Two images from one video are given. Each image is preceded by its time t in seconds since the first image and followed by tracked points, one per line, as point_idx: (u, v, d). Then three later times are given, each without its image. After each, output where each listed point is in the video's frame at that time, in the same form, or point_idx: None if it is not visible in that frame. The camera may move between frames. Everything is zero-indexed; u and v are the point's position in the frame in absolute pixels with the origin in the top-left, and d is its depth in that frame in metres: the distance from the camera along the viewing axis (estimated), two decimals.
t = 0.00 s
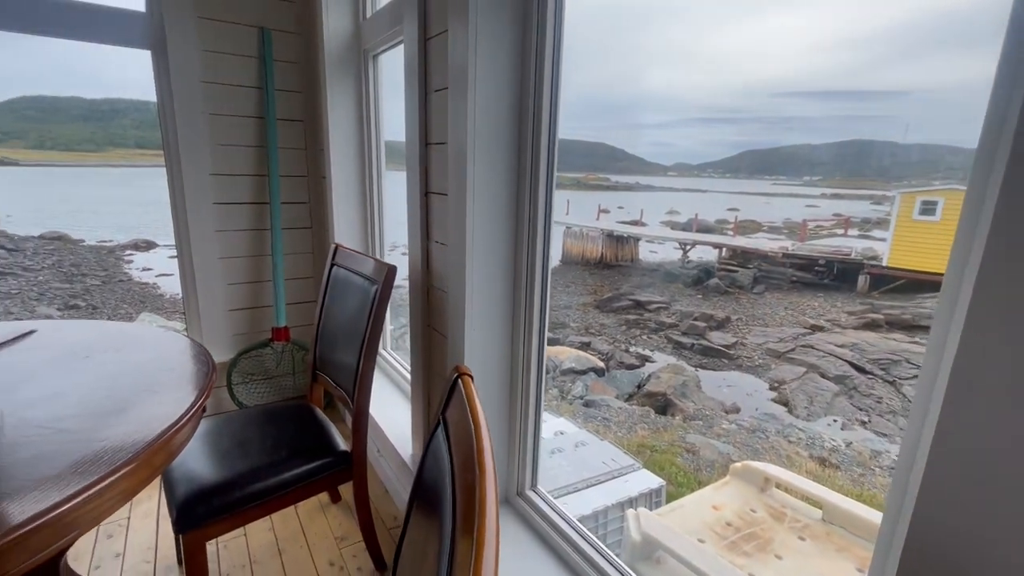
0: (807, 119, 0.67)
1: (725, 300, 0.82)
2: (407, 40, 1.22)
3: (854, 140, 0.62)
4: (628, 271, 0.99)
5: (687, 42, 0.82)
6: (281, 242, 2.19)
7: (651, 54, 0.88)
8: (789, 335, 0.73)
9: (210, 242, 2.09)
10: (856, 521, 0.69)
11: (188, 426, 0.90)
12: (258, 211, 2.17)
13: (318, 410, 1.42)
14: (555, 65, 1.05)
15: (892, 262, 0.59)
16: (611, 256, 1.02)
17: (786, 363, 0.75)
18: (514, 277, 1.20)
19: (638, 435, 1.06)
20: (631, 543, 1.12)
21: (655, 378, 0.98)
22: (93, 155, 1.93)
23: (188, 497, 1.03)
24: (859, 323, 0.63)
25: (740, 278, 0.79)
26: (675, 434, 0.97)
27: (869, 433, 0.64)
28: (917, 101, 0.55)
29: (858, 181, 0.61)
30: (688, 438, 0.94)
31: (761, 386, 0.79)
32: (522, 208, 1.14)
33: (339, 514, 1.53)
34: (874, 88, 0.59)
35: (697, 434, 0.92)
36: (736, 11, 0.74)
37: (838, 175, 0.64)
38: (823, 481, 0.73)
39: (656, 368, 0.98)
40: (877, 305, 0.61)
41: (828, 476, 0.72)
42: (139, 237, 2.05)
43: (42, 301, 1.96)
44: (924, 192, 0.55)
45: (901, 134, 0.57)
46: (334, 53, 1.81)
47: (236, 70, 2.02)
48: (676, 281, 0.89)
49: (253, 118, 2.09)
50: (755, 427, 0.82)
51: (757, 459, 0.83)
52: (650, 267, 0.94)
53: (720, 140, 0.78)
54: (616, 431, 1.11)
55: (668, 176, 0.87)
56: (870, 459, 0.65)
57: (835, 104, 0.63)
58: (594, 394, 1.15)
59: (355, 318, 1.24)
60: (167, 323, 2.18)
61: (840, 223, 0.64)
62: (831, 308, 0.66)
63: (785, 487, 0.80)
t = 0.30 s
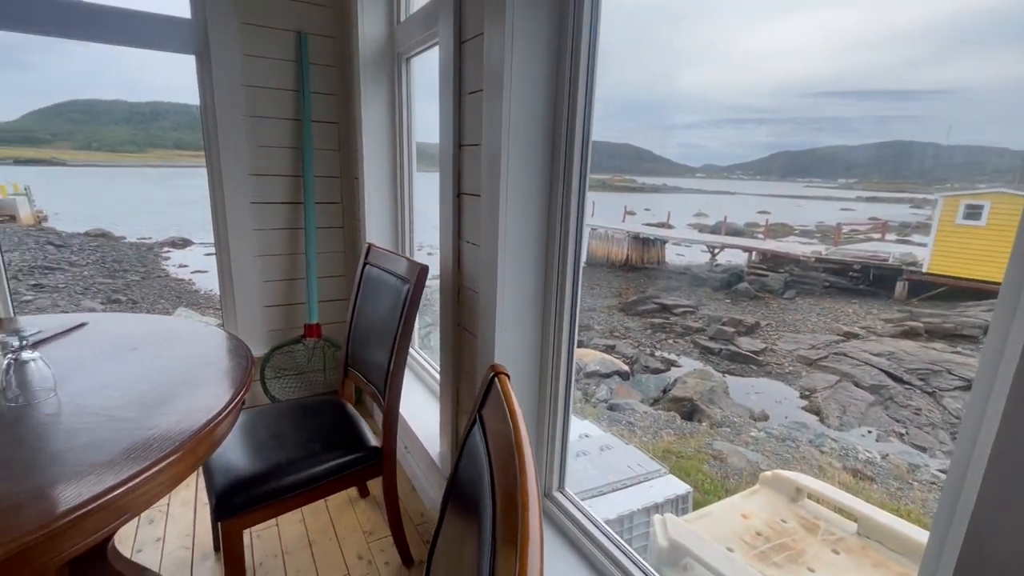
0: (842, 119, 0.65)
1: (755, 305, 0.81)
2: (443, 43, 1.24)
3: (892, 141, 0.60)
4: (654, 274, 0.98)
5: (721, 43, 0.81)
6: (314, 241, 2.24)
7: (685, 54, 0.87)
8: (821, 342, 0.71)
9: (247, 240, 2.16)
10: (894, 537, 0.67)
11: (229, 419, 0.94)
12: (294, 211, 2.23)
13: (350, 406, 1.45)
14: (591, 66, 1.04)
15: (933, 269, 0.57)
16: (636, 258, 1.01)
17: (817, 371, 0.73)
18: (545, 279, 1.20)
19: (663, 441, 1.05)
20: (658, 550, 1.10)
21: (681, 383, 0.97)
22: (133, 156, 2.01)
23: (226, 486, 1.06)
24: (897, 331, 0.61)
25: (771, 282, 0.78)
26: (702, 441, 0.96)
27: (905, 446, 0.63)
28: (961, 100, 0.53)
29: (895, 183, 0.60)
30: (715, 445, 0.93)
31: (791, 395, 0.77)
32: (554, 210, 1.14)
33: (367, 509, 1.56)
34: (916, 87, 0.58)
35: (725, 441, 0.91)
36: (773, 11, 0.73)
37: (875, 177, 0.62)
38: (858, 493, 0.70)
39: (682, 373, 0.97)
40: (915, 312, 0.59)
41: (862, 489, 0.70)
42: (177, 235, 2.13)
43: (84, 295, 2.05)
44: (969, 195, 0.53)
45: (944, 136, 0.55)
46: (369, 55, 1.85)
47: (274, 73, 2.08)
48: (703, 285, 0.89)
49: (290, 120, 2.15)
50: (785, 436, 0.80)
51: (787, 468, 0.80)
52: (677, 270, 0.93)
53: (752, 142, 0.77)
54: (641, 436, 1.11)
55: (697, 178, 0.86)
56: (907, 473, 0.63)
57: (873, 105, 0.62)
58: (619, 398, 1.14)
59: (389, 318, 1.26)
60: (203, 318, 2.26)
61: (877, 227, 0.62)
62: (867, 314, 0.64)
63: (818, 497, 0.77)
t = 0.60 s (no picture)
0: (880, 119, 0.63)
1: (785, 311, 0.79)
2: (475, 45, 1.25)
3: (934, 143, 0.58)
4: (681, 277, 0.98)
5: (755, 43, 0.79)
6: (344, 241, 2.29)
7: (719, 54, 0.86)
8: (855, 350, 0.70)
9: (281, 238, 2.22)
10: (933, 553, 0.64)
11: (264, 413, 0.96)
12: (325, 211, 2.28)
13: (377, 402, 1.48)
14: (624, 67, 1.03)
15: (976, 276, 0.55)
16: (662, 261, 1.02)
17: (850, 380, 0.71)
18: (574, 281, 1.19)
19: (689, 446, 1.04)
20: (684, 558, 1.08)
21: (708, 389, 0.96)
22: (170, 157, 2.09)
23: (260, 477, 1.10)
24: (937, 340, 0.59)
25: (802, 287, 0.76)
26: (728, 448, 0.94)
27: (945, 460, 0.61)
28: (1010, 99, 0.52)
29: (936, 187, 0.58)
30: (743, 452, 0.92)
31: (822, 404, 0.75)
32: (584, 212, 1.13)
33: (392, 505, 1.58)
34: (963, 86, 0.56)
35: (752, 448, 0.89)
36: (809, 9, 0.71)
37: (913, 180, 0.60)
38: (894, 507, 0.68)
39: (709, 379, 0.96)
40: (957, 321, 0.57)
41: (898, 503, 0.68)
42: (210, 233, 2.21)
43: (127, 290, 2.13)
44: (1016, 200, 0.51)
45: (990, 137, 0.53)
46: (401, 58, 1.88)
47: (309, 77, 2.13)
48: (731, 289, 0.88)
49: (324, 122, 2.20)
50: (815, 445, 0.77)
51: (818, 477, 0.78)
52: (704, 273, 0.93)
53: (785, 144, 0.75)
54: (666, 441, 1.09)
55: (726, 180, 0.86)
56: (947, 488, 0.61)
57: (914, 105, 0.60)
58: (643, 402, 1.13)
59: (417, 317, 1.28)
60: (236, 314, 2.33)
61: (915, 232, 0.60)
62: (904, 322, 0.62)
63: (852, 510, 0.75)
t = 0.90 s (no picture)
0: (917, 119, 0.62)
1: (815, 316, 0.77)
2: (505, 46, 1.26)
3: (978, 143, 0.56)
4: (707, 280, 0.97)
5: (789, 42, 0.78)
6: (372, 240, 2.33)
7: (753, 54, 0.84)
8: (889, 358, 0.68)
9: (311, 237, 2.27)
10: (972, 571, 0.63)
11: (297, 408, 0.99)
12: (354, 211, 2.33)
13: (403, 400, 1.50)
14: (655, 67, 1.03)
15: (1021, 284, 0.53)
16: (688, 264, 1.01)
17: (883, 390, 0.69)
18: (601, 284, 1.18)
19: (714, 453, 1.02)
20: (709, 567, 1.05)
21: (734, 395, 0.95)
22: (205, 158, 2.16)
23: (290, 470, 1.13)
24: (978, 350, 0.58)
25: (833, 293, 0.74)
26: (755, 456, 0.93)
27: (986, 475, 0.59)
28: None
29: (979, 189, 0.56)
30: (770, 460, 0.90)
31: (854, 413, 0.73)
32: (613, 213, 1.12)
33: (416, 502, 1.60)
34: (1011, 85, 0.54)
35: (780, 456, 0.87)
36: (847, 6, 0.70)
37: (954, 183, 0.58)
38: (930, 522, 0.66)
39: (735, 385, 0.94)
40: (1000, 331, 0.55)
41: (935, 518, 0.66)
42: (241, 231, 2.28)
43: (162, 285, 2.22)
44: None
45: None
46: (430, 61, 1.90)
47: (340, 79, 2.18)
48: (758, 293, 0.87)
49: (354, 124, 2.24)
50: (846, 456, 0.75)
51: (850, 489, 0.76)
52: (731, 277, 0.92)
53: (818, 145, 0.74)
54: (690, 447, 1.08)
55: (756, 182, 0.85)
56: (988, 505, 0.60)
57: (956, 105, 0.58)
58: (666, 407, 1.12)
59: (443, 316, 1.29)
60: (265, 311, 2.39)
61: (956, 237, 0.58)
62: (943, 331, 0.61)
63: (886, 524, 0.73)
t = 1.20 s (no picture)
0: (956, 119, 0.60)
1: (846, 322, 0.76)
2: (534, 46, 1.26)
3: (1021, 143, 0.54)
4: (733, 283, 0.96)
5: (823, 40, 0.76)
6: (397, 240, 2.36)
7: (785, 53, 0.83)
8: (923, 367, 0.66)
9: (339, 237, 2.31)
10: None
11: (325, 404, 1.01)
12: (381, 211, 2.36)
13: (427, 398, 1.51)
14: (685, 66, 1.01)
15: None
16: (713, 267, 1.00)
17: (917, 399, 0.67)
18: (627, 288, 1.17)
19: (738, 460, 1.01)
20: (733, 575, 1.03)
21: (760, 401, 0.93)
22: (236, 158, 2.23)
23: (318, 463, 1.15)
24: (1020, 360, 0.56)
25: (865, 298, 0.72)
26: (782, 464, 0.91)
27: None
28: None
29: (1021, 191, 0.54)
30: (797, 469, 0.88)
31: (886, 423, 0.71)
32: (641, 215, 1.11)
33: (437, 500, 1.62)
34: None
35: (807, 465, 0.85)
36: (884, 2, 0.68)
37: (995, 185, 0.56)
38: (967, 537, 0.65)
39: (761, 391, 0.93)
40: None
41: (973, 534, 0.64)
42: (269, 231, 2.33)
43: (192, 282, 2.28)
44: None
45: None
46: (458, 62, 1.92)
47: (369, 81, 2.21)
48: (785, 298, 0.85)
49: (381, 125, 2.28)
50: (879, 467, 0.73)
51: (882, 501, 0.74)
52: (758, 281, 0.90)
53: (850, 146, 0.72)
54: (714, 452, 1.07)
55: (784, 184, 0.84)
56: None
57: (997, 104, 0.56)
58: (690, 412, 1.11)
59: (468, 315, 1.30)
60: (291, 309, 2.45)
61: (997, 241, 0.56)
62: (983, 340, 0.59)
63: (920, 538, 0.70)
